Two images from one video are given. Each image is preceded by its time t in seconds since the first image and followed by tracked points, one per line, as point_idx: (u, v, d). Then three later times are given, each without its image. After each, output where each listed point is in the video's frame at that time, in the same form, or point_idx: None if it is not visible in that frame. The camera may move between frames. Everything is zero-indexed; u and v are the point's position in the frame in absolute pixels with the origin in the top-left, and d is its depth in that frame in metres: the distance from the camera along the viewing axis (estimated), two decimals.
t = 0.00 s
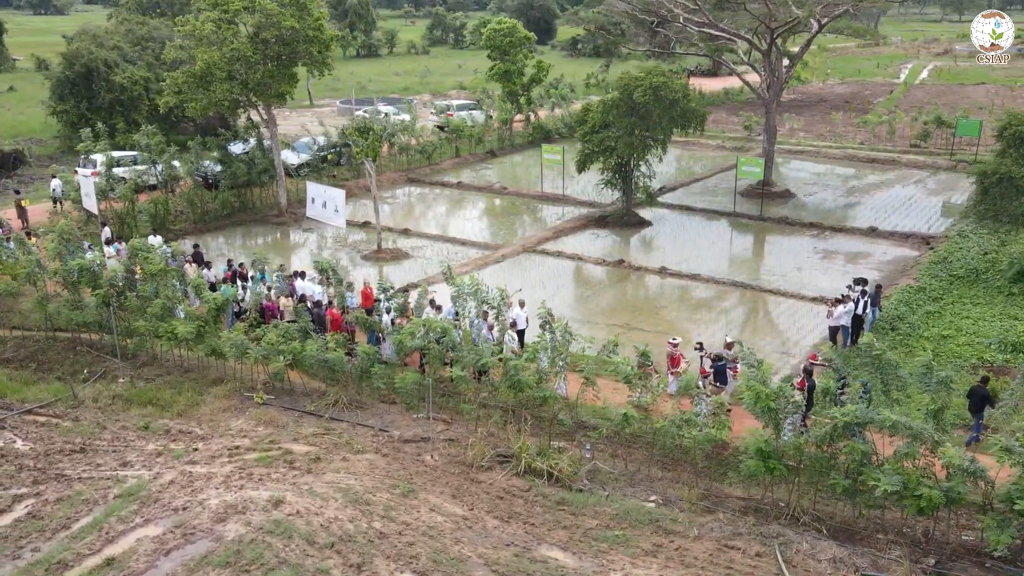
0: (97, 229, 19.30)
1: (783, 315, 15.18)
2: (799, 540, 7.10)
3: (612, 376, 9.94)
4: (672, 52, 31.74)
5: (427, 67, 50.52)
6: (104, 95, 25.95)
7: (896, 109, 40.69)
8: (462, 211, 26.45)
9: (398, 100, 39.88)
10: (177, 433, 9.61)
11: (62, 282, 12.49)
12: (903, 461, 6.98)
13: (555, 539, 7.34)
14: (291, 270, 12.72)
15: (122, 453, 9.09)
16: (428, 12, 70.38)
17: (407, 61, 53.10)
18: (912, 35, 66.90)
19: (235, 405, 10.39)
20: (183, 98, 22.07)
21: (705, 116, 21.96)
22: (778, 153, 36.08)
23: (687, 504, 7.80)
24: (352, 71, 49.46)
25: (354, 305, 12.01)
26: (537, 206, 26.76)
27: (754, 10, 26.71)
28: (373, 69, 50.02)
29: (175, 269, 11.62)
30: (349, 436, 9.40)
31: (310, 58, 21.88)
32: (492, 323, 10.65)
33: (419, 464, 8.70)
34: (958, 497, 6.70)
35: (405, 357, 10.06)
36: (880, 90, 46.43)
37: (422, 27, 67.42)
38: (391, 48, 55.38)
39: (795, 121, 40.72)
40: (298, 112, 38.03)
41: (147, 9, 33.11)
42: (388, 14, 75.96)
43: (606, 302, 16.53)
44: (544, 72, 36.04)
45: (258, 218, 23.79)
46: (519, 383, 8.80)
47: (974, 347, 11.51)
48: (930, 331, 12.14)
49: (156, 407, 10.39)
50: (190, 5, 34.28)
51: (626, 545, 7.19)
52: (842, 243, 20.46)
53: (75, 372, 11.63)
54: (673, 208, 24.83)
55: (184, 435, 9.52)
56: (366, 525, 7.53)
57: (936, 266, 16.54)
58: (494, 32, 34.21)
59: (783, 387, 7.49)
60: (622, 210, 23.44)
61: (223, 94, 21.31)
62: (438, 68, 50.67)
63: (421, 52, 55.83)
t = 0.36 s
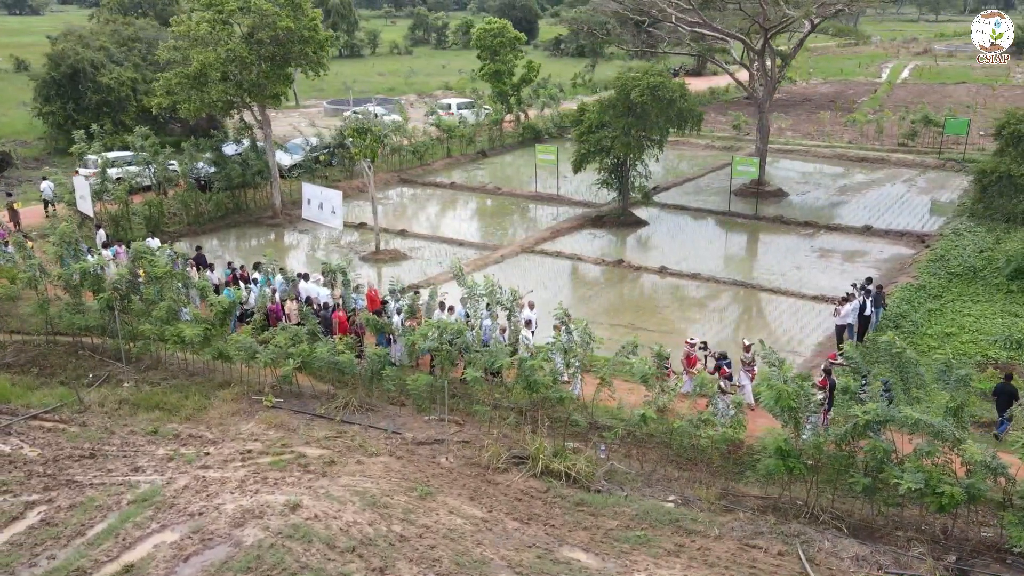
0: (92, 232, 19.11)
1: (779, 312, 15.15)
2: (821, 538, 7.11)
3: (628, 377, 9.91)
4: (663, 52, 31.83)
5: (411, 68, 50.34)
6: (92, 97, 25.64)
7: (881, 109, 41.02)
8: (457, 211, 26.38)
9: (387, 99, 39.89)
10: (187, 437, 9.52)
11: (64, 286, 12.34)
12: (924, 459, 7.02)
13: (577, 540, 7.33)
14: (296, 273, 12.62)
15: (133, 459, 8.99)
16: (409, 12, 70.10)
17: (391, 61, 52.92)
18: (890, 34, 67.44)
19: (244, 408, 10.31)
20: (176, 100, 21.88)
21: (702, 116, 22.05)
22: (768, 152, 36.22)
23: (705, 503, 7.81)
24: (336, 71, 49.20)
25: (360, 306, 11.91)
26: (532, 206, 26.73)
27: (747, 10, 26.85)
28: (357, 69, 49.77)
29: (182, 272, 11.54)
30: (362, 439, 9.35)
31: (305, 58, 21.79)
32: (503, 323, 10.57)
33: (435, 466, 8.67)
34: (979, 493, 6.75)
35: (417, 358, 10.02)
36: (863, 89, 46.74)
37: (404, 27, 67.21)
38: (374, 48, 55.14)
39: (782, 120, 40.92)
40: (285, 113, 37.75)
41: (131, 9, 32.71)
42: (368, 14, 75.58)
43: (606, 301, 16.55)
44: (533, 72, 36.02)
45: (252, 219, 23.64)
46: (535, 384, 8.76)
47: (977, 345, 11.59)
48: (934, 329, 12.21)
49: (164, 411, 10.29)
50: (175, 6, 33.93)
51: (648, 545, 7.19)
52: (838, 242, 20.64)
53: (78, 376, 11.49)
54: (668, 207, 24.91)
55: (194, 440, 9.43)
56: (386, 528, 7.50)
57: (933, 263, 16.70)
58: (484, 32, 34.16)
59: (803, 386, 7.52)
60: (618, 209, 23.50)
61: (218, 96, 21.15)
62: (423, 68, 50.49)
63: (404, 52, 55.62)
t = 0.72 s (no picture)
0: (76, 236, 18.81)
1: (770, 308, 15.18)
2: (834, 535, 7.15)
3: (635, 378, 9.90)
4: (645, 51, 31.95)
5: (386, 69, 50.02)
6: (68, 99, 25.18)
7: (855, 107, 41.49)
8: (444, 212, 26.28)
9: (367, 100, 39.71)
10: (188, 443, 9.40)
11: (55, 291, 12.14)
12: (934, 454, 7.09)
13: (591, 541, 7.33)
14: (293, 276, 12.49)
15: (135, 466, 8.87)
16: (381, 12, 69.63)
17: (366, 61, 52.53)
18: (858, 33, 68.24)
19: (244, 413, 10.21)
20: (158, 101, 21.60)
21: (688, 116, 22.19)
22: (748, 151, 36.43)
23: (716, 502, 7.84)
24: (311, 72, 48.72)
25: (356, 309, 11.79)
26: (518, 207, 26.70)
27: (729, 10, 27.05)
28: (331, 70, 49.34)
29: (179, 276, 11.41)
30: (367, 442, 9.29)
31: (291, 59, 21.62)
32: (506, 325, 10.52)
33: (442, 468, 8.64)
34: (990, 488, 6.84)
35: (420, 361, 9.97)
36: (837, 88, 47.23)
37: (375, 27, 66.73)
38: (347, 48, 54.73)
39: (759, 119, 41.22)
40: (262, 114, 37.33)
41: (102, 10, 32.11)
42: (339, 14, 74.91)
43: (598, 300, 16.58)
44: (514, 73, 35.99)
45: (238, 222, 23.42)
46: (543, 385, 8.74)
47: (971, 340, 11.76)
48: (928, 325, 12.35)
49: (163, 417, 10.16)
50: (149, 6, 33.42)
51: (663, 544, 7.21)
52: (824, 240, 20.84)
53: (72, 383, 11.31)
54: (654, 207, 25.01)
55: (196, 445, 9.32)
56: (399, 532, 7.46)
57: (921, 260, 16.93)
58: (465, 32, 34.09)
59: (814, 384, 7.58)
60: (606, 209, 23.58)
61: (202, 97, 20.91)
62: (398, 69, 50.20)
63: (377, 52, 55.23)
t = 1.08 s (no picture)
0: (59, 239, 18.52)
1: (761, 307, 15.27)
2: (845, 532, 7.21)
3: (639, 377, 9.91)
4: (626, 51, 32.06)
5: (360, 69, 49.64)
6: (42, 100, 24.71)
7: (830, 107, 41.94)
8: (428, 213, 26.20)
9: (346, 100, 39.46)
10: (189, 448, 9.30)
11: (44, 296, 11.93)
12: (943, 451, 7.17)
13: (603, 541, 7.33)
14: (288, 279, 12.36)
15: (135, 472, 8.75)
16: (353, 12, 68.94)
17: (339, 62, 52.09)
18: (827, 33, 68.96)
19: (244, 417, 10.11)
20: (141, 102, 21.27)
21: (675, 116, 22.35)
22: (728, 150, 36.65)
23: (725, 500, 7.88)
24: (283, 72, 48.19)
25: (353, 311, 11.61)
26: (503, 207, 26.68)
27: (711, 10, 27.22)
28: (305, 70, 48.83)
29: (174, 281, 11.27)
30: (371, 446, 9.23)
31: (275, 60, 21.41)
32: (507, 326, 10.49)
33: (449, 470, 8.62)
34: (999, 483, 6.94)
35: (423, 362, 9.93)
36: (810, 87, 47.68)
37: (346, 27, 66.15)
38: (319, 49, 54.23)
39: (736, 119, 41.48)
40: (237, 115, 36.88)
41: (71, 9, 31.49)
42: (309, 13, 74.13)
43: (590, 298, 16.61)
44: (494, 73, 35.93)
45: (222, 224, 23.16)
46: (549, 386, 8.71)
47: (963, 336, 11.96)
48: (920, 322, 12.54)
49: (161, 422, 10.04)
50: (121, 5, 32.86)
51: (675, 544, 7.23)
52: (810, 238, 21.08)
53: (65, 389, 11.13)
54: (639, 207, 25.13)
55: (196, 451, 9.22)
56: (410, 535, 7.42)
57: (908, 257, 17.20)
58: (444, 32, 34.03)
59: (821, 382, 7.64)
60: (592, 208, 23.63)
61: (186, 98, 20.64)
62: (372, 69, 49.82)
63: (350, 52, 54.79)
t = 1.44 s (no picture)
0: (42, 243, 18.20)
1: (754, 305, 15.37)
2: (858, 528, 7.28)
3: (648, 377, 9.93)
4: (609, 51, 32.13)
5: (334, 69, 49.22)
6: (18, 102, 24.22)
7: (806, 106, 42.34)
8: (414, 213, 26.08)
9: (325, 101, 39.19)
10: (193, 454, 9.19)
11: (37, 301, 11.72)
12: (955, 446, 7.25)
13: (619, 541, 7.34)
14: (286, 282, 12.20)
15: (140, 480, 8.63)
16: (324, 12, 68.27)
17: (314, 63, 51.62)
18: (797, 32, 69.58)
19: (247, 422, 10.01)
20: (124, 104, 20.94)
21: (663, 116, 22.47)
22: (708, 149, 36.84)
23: (737, 498, 7.92)
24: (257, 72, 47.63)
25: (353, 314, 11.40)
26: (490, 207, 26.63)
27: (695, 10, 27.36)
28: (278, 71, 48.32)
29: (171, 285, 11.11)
30: (378, 449, 9.17)
31: (261, 60, 21.18)
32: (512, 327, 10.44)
33: (459, 473, 8.59)
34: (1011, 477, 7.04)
35: (428, 364, 9.88)
36: (785, 87, 48.10)
37: (318, 27, 65.53)
38: (292, 49, 53.67)
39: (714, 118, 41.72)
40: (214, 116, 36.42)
41: (42, 9, 30.88)
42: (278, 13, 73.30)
43: (582, 296, 16.62)
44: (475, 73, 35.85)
45: (207, 226, 22.90)
46: (558, 386, 8.69)
47: (958, 331, 12.14)
48: (915, 319, 12.72)
49: (162, 428, 9.91)
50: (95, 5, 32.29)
51: (691, 542, 7.26)
52: (797, 237, 21.27)
53: (61, 395, 10.96)
54: (626, 206, 25.22)
55: (201, 457, 9.11)
56: (425, 539, 7.38)
57: (896, 254, 17.43)
58: (425, 32, 33.97)
59: (832, 380, 7.71)
60: (580, 208, 23.67)
61: (171, 99, 20.35)
62: (347, 70, 49.43)
63: (323, 53, 54.30)
